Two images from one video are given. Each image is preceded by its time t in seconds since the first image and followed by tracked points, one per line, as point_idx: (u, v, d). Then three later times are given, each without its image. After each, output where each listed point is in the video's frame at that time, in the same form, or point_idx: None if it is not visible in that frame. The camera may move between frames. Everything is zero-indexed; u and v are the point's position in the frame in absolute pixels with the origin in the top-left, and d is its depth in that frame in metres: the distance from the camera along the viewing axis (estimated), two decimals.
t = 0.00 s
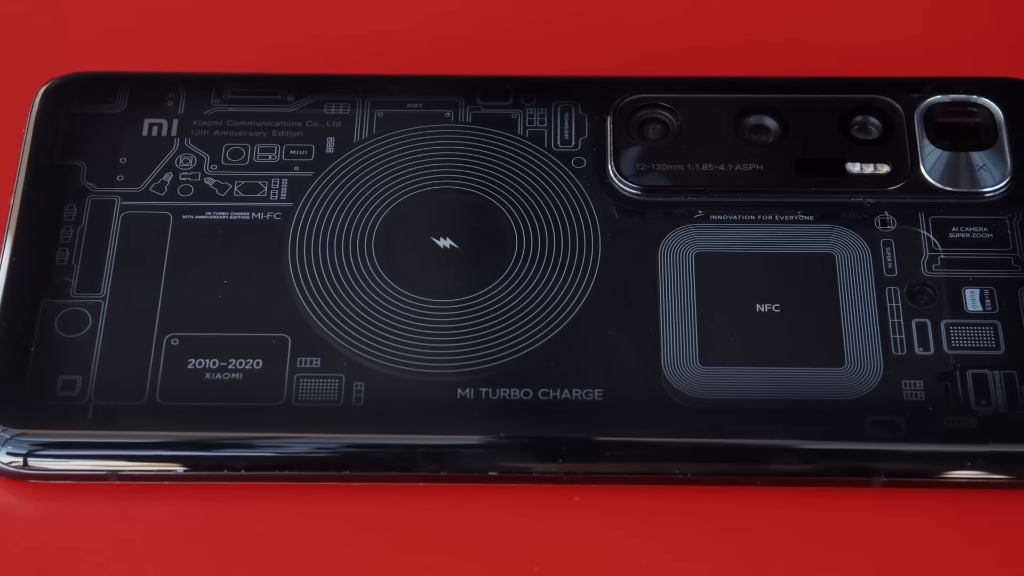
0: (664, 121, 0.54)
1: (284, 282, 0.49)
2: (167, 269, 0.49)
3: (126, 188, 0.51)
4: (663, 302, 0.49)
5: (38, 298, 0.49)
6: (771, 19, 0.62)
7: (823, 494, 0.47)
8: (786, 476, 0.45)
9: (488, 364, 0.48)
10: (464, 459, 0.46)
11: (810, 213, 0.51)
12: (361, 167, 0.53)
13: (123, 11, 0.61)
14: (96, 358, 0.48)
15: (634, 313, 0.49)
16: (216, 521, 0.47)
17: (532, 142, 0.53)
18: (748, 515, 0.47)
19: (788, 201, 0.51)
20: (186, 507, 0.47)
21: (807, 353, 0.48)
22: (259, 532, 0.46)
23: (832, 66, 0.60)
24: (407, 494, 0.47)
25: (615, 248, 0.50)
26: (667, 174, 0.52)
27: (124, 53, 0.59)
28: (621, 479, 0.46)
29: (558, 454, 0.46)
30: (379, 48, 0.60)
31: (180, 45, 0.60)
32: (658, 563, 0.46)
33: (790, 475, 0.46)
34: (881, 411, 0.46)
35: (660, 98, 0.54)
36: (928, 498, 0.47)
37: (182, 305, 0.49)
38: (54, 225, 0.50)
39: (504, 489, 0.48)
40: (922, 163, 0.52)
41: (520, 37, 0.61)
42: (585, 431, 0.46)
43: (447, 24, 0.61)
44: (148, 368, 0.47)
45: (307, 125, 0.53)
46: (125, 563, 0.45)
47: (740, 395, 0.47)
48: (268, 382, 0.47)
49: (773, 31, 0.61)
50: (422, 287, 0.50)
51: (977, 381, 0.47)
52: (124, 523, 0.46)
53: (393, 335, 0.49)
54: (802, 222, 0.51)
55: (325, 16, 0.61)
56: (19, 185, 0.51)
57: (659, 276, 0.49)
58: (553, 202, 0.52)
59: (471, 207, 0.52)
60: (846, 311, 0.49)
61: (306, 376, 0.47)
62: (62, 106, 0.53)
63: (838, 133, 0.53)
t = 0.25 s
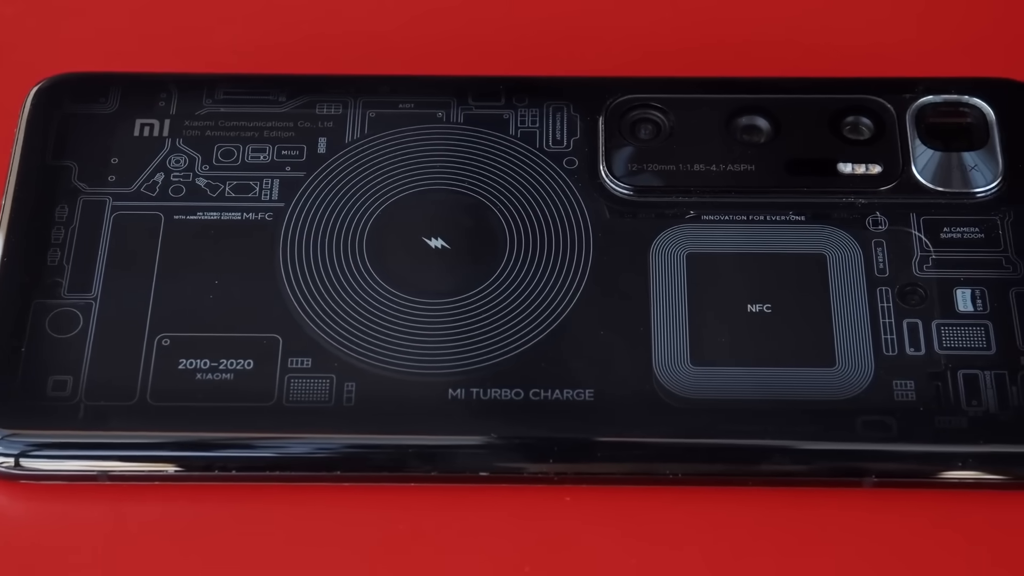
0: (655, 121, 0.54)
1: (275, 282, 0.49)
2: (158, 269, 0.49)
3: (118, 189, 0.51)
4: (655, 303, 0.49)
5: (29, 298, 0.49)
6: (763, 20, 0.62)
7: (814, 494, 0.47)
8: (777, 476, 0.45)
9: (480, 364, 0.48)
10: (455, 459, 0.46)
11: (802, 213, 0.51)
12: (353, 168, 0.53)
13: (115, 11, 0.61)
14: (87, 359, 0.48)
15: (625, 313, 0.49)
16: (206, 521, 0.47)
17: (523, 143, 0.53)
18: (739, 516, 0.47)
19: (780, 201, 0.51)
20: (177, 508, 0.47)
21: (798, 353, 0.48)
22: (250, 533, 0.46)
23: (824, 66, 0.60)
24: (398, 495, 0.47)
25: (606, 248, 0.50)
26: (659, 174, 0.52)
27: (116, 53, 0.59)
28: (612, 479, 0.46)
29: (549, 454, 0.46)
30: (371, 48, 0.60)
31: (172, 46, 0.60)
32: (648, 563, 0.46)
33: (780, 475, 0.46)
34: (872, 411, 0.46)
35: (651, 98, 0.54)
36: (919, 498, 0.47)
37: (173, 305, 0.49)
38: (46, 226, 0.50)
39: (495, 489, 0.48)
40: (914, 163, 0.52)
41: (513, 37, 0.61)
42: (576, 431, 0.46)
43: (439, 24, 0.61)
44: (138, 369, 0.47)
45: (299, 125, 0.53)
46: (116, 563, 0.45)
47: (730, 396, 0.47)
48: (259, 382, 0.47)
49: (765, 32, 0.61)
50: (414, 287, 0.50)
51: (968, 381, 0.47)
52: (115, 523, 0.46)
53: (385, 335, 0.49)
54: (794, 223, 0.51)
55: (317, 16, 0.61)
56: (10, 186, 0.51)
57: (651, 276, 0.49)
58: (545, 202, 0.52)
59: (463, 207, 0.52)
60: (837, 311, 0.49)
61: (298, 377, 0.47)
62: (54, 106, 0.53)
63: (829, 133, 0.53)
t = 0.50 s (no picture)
0: (648, 121, 0.54)
1: (267, 282, 0.49)
2: (150, 269, 0.49)
3: (110, 189, 0.51)
4: (647, 303, 0.49)
5: (21, 298, 0.49)
6: (757, 20, 0.62)
7: (806, 494, 0.47)
8: (768, 476, 0.45)
9: (472, 364, 0.48)
10: (446, 459, 0.46)
11: (794, 213, 0.51)
12: (345, 168, 0.53)
13: (109, 11, 0.61)
14: (79, 359, 0.48)
15: (618, 312, 0.49)
16: (198, 521, 0.47)
17: (516, 143, 0.53)
18: (731, 516, 0.47)
19: (772, 202, 0.51)
20: (169, 508, 0.47)
21: (790, 353, 0.48)
22: (241, 533, 0.46)
23: (818, 67, 0.60)
24: (389, 495, 0.47)
25: (599, 248, 0.50)
26: (652, 174, 0.52)
27: (109, 53, 0.59)
28: (603, 480, 0.46)
29: (541, 454, 0.46)
30: (365, 48, 0.60)
31: (166, 46, 0.60)
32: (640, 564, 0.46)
33: (772, 475, 0.46)
34: (864, 411, 0.46)
35: (644, 98, 0.54)
36: (911, 498, 0.47)
37: (165, 305, 0.49)
38: (38, 226, 0.50)
39: (487, 489, 0.48)
40: (906, 163, 0.52)
41: (506, 37, 0.61)
42: (568, 431, 0.46)
43: (433, 24, 0.61)
44: (130, 369, 0.47)
45: (292, 125, 0.53)
46: (108, 563, 0.45)
47: (722, 396, 0.47)
48: (251, 382, 0.47)
49: (758, 32, 0.61)
50: (406, 287, 0.50)
51: (960, 381, 0.47)
52: (107, 523, 0.46)
53: (377, 335, 0.49)
54: (786, 223, 0.51)
55: (311, 16, 0.61)
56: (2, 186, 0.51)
57: (643, 276, 0.49)
58: (538, 203, 0.52)
59: (455, 207, 0.52)
60: (829, 311, 0.49)
61: (289, 377, 0.47)
62: (46, 106, 0.53)
63: (822, 134, 0.53)
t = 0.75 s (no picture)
0: (640, 121, 0.54)
1: (258, 282, 0.49)
2: (141, 270, 0.49)
3: (101, 189, 0.51)
4: (637, 303, 0.49)
5: (12, 298, 0.49)
6: (750, 20, 0.62)
7: (797, 494, 0.47)
8: (758, 476, 0.46)
9: (463, 364, 0.48)
10: (437, 459, 0.46)
11: (786, 214, 0.51)
12: (337, 168, 0.53)
13: (101, 11, 0.61)
14: (70, 359, 0.48)
15: (609, 313, 0.49)
16: (188, 521, 0.47)
17: (508, 143, 0.53)
18: (721, 516, 0.47)
19: (763, 202, 0.51)
20: (159, 508, 0.47)
21: (781, 353, 0.48)
22: (231, 534, 0.46)
23: (810, 67, 0.60)
24: (380, 495, 0.47)
25: (590, 248, 0.50)
26: (643, 174, 0.52)
27: (101, 53, 0.59)
28: (594, 480, 0.46)
29: (531, 454, 0.46)
30: (357, 48, 0.60)
31: (158, 46, 0.60)
32: (630, 564, 0.46)
33: (763, 476, 0.46)
34: (854, 411, 0.46)
35: (635, 98, 0.54)
36: (902, 498, 0.47)
37: (155, 306, 0.49)
38: (29, 226, 0.50)
39: (478, 489, 0.47)
40: (898, 163, 0.52)
41: (499, 37, 0.61)
42: (558, 431, 0.46)
43: (425, 24, 0.61)
44: (121, 370, 0.47)
45: (283, 125, 0.53)
46: (97, 563, 0.45)
47: (712, 396, 0.47)
48: (241, 382, 0.47)
49: (751, 32, 0.61)
50: (397, 288, 0.50)
51: (950, 381, 0.47)
52: (97, 523, 0.46)
53: (368, 335, 0.48)
54: (777, 223, 0.51)
55: (303, 17, 0.61)
56: None
57: (634, 277, 0.49)
58: (529, 203, 0.52)
59: (446, 208, 0.52)
60: (820, 311, 0.49)
61: (280, 377, 0.47)
62: (38, 106, 0.53)
63: (813, 134, 0.53)
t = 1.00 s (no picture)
0: (632, 122, 0.54)
1: (251, 283, 0.49)
2: (134, 270, 0.49)
3: (94, 189, 0.51)
4: (630, 303, 0.49)
5: (4, 299, 0.49)
6: (743, 21, 0.62)
7: (789, 495, 0.47)
8: (750, 476, 0.46)
9: (455, 364, 0.48)
10: (429, 459, 0.46)
11: (778, 214, 0.51)
12: (329, 169, 0.53)
13: (94, 11, 0.61)
14: (61, 359, 0.48)
15: (601, 312, 0.49)
16: (180, 521, 0.46)
17: (500, 143, 0.53)
18: (713, 516, 0.47)
19: (756, 202, 0.51)
20: (151, 508, 0.47)
21: (773, 353, 0.48)
22: (223, 534, 0.46)
23: (804, 67, 0.60)
24: (372, 495, 0.47)
25: (583, 248, 0.50)
26: (636, 174, 0.52)
27: (95, 54, 0.59)
28: (586, 480, 0.46)
29: (523, 454, 0.46)
30: (350, 48, 0.60)
31: (151, 46, 0.60)
32: (622, 564, 0.46)
33: (754, 476, 0.46)
34: (846, 411, 0.46)
35: (628, 98, 0.54)
36: (894, 498, 0.47)
37: (147, 306, 0.49)
38: (21, 226, 0.50)
39: (470, 490, 0.47)
40: (890, 163, 0.52)
41: (492, 37, 0.61)
42: (550, 432, 0.46)
43: (419, 24, 0.61)
44: (113, 370, 0.47)
45: (276, 125, 0.53)
46: (89, 564, 0.45)
47: (704, 396, 0.47)
48: (233, 383, 0.47)
49: (744, 33, 0.61)
50: (390, 288, 0.49)
51: (942, 381, 0.47)
52: (88, 523, 0.46)
53: (360, 336, 0.48)
54: (770, 223, 0.51)
55: (296, 17, 0.61)
56: None
57: (627, 277, 0.49)
58: (522, 203, 0.52)
59: (439, 208, 0.52)
60: (812, 311, 0.49)
61: (272, 377, 0.47)
62: (30, 107, 0.53)
63: (806, 134, 0.53)
